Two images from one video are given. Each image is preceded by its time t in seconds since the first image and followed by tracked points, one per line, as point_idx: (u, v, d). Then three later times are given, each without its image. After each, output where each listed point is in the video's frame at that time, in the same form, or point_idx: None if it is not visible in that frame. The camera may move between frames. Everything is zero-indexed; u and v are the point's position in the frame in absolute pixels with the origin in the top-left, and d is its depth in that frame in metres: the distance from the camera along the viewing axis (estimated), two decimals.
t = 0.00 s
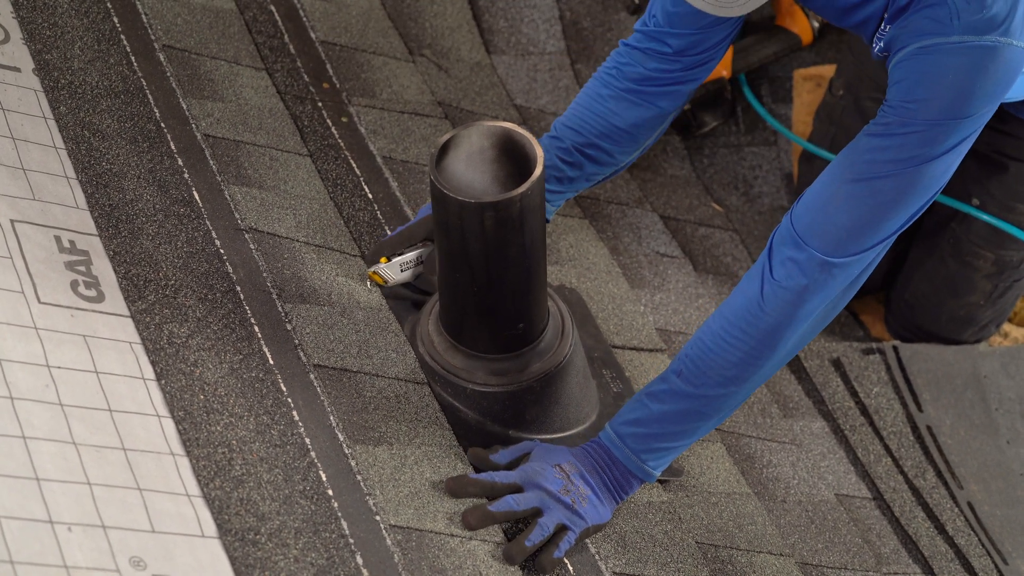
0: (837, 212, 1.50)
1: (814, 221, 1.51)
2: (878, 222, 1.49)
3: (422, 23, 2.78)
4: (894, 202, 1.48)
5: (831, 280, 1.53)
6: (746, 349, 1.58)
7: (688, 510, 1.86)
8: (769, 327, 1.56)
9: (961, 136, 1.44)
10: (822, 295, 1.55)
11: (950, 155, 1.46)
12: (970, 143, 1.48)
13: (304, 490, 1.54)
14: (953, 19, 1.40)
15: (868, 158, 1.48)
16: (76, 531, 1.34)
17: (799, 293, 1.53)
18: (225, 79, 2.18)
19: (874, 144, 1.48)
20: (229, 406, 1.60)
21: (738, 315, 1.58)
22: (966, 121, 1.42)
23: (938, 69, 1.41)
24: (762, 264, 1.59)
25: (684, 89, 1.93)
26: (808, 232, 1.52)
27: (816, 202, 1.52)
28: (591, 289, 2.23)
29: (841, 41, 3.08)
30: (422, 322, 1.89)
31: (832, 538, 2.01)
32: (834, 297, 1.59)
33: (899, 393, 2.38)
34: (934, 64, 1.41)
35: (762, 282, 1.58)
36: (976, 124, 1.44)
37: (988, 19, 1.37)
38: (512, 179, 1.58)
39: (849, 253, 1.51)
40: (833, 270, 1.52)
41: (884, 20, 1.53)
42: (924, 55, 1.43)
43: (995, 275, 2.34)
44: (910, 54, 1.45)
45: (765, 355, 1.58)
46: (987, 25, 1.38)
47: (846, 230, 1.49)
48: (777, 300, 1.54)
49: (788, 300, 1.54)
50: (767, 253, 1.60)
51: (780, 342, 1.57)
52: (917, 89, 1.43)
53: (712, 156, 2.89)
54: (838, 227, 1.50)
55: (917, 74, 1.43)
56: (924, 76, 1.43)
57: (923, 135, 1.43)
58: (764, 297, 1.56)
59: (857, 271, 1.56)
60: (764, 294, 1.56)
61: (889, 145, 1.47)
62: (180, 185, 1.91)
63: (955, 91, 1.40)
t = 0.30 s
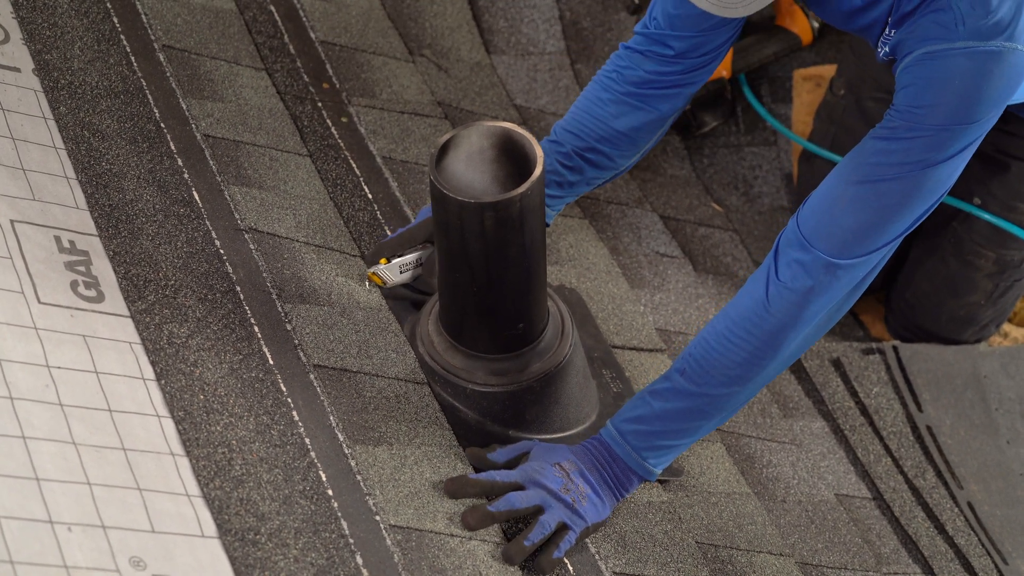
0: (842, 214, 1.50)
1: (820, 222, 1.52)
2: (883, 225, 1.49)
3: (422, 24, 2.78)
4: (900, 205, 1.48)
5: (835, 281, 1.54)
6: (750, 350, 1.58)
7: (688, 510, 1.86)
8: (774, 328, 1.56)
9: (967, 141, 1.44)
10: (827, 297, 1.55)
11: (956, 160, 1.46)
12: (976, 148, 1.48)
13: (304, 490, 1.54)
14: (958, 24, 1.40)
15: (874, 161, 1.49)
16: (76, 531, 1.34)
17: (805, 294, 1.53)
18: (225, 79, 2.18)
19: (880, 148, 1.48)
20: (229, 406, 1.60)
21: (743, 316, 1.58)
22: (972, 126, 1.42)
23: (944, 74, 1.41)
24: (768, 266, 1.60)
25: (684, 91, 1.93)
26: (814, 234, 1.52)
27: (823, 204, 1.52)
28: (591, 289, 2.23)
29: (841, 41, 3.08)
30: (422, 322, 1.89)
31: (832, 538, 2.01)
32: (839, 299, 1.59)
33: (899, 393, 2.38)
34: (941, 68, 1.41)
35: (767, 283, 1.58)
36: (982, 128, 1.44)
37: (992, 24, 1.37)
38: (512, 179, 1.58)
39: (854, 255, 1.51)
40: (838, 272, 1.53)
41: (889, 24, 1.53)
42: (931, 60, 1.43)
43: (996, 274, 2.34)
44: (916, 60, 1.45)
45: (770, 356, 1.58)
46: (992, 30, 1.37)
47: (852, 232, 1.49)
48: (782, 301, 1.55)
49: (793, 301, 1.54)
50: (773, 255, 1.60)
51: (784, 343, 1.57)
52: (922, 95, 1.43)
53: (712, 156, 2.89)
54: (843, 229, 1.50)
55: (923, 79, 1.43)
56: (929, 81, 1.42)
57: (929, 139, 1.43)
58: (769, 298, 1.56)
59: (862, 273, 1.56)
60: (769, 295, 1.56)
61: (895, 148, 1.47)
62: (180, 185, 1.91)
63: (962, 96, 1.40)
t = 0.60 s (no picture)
0: (842, 229, 1.50)
1: (820, 238, 1.52)
2: (884, 239, 1.49)
3: (422, 24, 2.78)
4: (900, 217, 1.47)
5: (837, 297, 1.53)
6: (753, 369, 1.56)
7: (688, 510, 1.86)
8: (776, 346, 1.55)
9: (964, 153, 1.44)
10: (831, 315, 1.54)
11: (954, 172, 1.46)
12: (974, 163, 1.48)
13: (304, 490, 1.54)
14: (950, 39, 1.43)
15: (872, 175, 1.49)
16: (76, 531, 1.34)
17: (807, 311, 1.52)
18: (225, 80, 2.18)
19: (877, 161, 1.49)
20: (229, 406, 1.60)
21: (745, 335, 1.57)
22: (968, 138, 1.43)
23: (937, 87, 1.43)
24: (770, 286, 1.59)
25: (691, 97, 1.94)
26: (814, 251, 1.52)
27: (822, 221, 1.53)
28: (591, 289, 2.23)
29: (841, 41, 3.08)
30: (422, 322, 1.89)
31: (832, 537, 2.01)
32: (845, 317, 1.57)
33: (899, 394, 2.38)
34: (933, 82, 1.44)
35: (768, 300, 1.57)
36: (979, 141, 1.45)
37: (984, 40, 1.41)
38: (512, 179, 1.58)
39: (856, 269, 1.51)
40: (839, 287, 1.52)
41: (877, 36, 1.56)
42: (922, 74, 1.46)
43: (996, 275, 2.34)
44: (909, 76, 1.48)
45: (774, 374, 1.56)
46: (984, 45, 1.41)
47: (852, 246, 1.49)
48: (783, 316, 1.54)
49: (795, 316, 1.53)
50: (775, 276, 1.60)
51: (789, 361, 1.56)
52: (918, 108, 1.45)
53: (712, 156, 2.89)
54: (843, 244, 1.50)
55: (918, 92, 1.46)
56: (924, 94, 1.45)
57: (926, 152, 1.44)
58: (771, 316, 1.55)
59: (866, 289, 1.55)
60: (771, 311, 1.55)
61: (892, 162, 1.47)
62: (180, 185, 1.91)
63: (957, 106, 1.42)
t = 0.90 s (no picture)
0: (839, 237, 1.49)
1: (817, 246, 1.51)
2: (881, 246, 1.48)
3: (422, 23, 2.78)
4: (897, 223, 1.46)
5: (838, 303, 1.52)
6: (754, 377, 1.56)
7: (688, 510, 1.86)
8: (777, 354, 1.54)
9: (959, 157, 1.43)
10: (832, 321, 1.53)
11: (950, 176, 1.45)
12: (970, 164, 1.47)
13: (304, 490, 1.54)
14: (941, 36, 1.42)
15: (868, 181, 1.48)
16: (76, 531, 1.34)
17: (807, 319, 1.51)
18: (226, 80, 2.18)
19: (873, 168, 1.48)
20: (229, 406, 1.60)
21: (745, 343, 1.56)
22: (963, 141, 1.41)
23: (930, 89, 1.42)
24: (770, 294, 1.58)
25: (702, 109, 1.94)
26: (812, 259, 1.51)
27: (819, 228, 1.52)
28: (591, 289, 2.23)
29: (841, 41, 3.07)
30: (422, 322, 1.89)
31: (832, 537, 2.01)
32: (845, 323, 1.57)
33: (899, 394, 2.38)
34: (926, 85, 1.43)
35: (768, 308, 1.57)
36: (974, 143, 1.43)
37: (974, 37, 1.40)
38: (512, 179, 1.58)
39: (856, 276, 1.50)
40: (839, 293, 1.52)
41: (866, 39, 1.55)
42: (914, 76, 1.45)
43: (996, 277, 2.34)
44: (902, 78, 1.47)
45: (776, 381, 1.56)
46: (975, 43, 1.40)
47: (850, 253, 1.48)
48: (784, 325, 1.53)
49: (796, 325, 1.52)
50: (773, 283, 1.59)
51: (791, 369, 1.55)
52: (911, 112, 1.44)
53: (712, 156, 2.89)
54: (842, 251, 1.49)
55: (911, 95, 1.44)
56: (917, 97, 1.44)
57: (921, 157, 1.43)
58: (771, 324, 1.54)
59: (866, 294, 1.54)
60: (772, 320, 1.54)
61: (888, 168, 1.46)
62: (181, 185, 1.91)
63: (950, 111, 1.40)
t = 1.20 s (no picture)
0: (840, 236, 1.49)
1: (818, 245, 1.51)
2: (882, 246, 1.48)
3: (422, 23, 2.78)
4: (898, 223, 1.46)
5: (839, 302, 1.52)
6: (755, 376, 1.55)
7: (688, 510, 1.86)
8: (777, 353, 1.54)
9: (960, 157, 1.43)
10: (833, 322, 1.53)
11: (951, 176, 1.45)
12: (971, 164, 1.47)
13: (304, 489, 1.54)
14: (942, 36, 1.42)
15: (870, 181, 1.48)
16: (76, 531, 1.34)
17: (807, 318, 1.51)
18: (226, 80, 2.18)
19: (875, 167, 1.48)
20: (229, 405, 1.60)
21: (746, 342, 1.56)
22: (963, 140, 1.41)
23: (931, 88, 1.42)
24: (770, 293, 1.58)
25: (701, 117, 1.94)
26: (813, 258, 1.51)
27: (821, 228, 1.51)
28: (591, 289, 2.24)
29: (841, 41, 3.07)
30: (422, 322, 1.89)
31: (832, 537, 2.01)
32: (846, 323, 1.57)
33: (900, 393, 2.38)
34: (927, 85, 1.42)
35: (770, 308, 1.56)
36: (975, 143, 1.43)
37: (975, 36, 1.39)
38: (512, 178, 1.58)
39: (856, 276, 1.50)
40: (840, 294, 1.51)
41: (868, 39, 1.55)
42: (916, 76, 1.44)
43: (996, 277, 2.34)
44: (903, 79, 1.47)
45: (776, 381, 1.55)
46: (976, 42, 1.39)
47: (851, 253, 1.48)
48: (784, 324, 1.53)
49: (797, 325, 1.52)
50: (774, 282, 1.59)
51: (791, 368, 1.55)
52: (912, 112, 1.44)
53: (712, 157, 2.89)
54: (842, 251, 1.49)
55: (912, 95, 1.44)
56: (918, 97, 1.43)
57: (922, 156, 1.43)
58: (772, 324, 1.54)
59: (866, 294, 1.54)
60: (772, 320, 1.54)
61: (889, 168, 1.46)
62: (181, 185, 1.91)
63: (952, 111, 1.40)
